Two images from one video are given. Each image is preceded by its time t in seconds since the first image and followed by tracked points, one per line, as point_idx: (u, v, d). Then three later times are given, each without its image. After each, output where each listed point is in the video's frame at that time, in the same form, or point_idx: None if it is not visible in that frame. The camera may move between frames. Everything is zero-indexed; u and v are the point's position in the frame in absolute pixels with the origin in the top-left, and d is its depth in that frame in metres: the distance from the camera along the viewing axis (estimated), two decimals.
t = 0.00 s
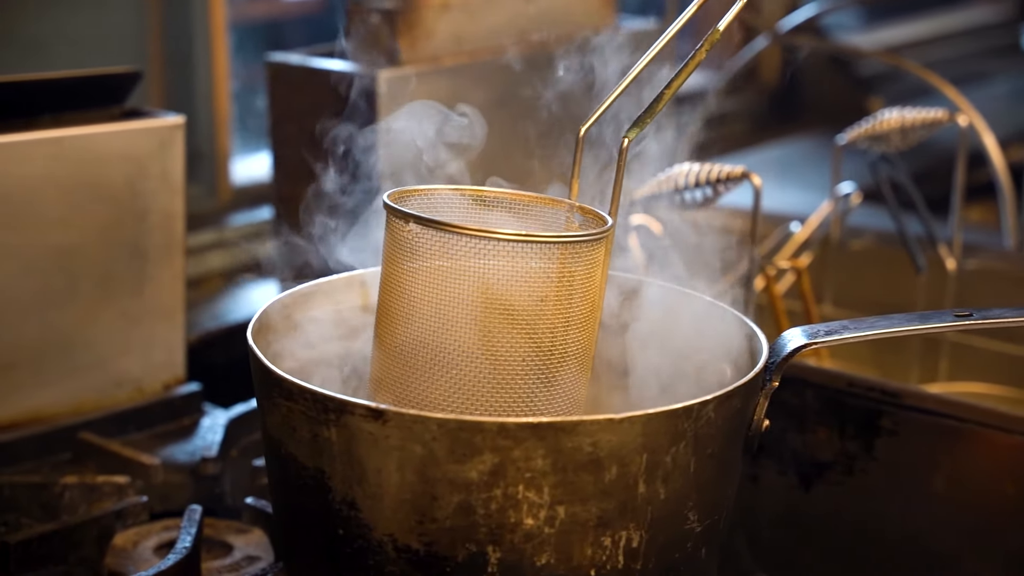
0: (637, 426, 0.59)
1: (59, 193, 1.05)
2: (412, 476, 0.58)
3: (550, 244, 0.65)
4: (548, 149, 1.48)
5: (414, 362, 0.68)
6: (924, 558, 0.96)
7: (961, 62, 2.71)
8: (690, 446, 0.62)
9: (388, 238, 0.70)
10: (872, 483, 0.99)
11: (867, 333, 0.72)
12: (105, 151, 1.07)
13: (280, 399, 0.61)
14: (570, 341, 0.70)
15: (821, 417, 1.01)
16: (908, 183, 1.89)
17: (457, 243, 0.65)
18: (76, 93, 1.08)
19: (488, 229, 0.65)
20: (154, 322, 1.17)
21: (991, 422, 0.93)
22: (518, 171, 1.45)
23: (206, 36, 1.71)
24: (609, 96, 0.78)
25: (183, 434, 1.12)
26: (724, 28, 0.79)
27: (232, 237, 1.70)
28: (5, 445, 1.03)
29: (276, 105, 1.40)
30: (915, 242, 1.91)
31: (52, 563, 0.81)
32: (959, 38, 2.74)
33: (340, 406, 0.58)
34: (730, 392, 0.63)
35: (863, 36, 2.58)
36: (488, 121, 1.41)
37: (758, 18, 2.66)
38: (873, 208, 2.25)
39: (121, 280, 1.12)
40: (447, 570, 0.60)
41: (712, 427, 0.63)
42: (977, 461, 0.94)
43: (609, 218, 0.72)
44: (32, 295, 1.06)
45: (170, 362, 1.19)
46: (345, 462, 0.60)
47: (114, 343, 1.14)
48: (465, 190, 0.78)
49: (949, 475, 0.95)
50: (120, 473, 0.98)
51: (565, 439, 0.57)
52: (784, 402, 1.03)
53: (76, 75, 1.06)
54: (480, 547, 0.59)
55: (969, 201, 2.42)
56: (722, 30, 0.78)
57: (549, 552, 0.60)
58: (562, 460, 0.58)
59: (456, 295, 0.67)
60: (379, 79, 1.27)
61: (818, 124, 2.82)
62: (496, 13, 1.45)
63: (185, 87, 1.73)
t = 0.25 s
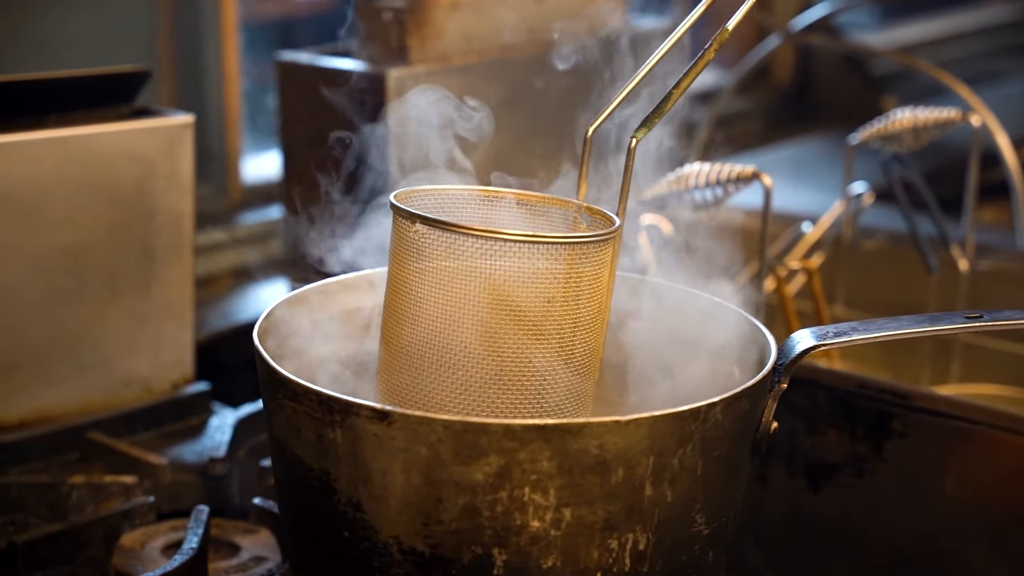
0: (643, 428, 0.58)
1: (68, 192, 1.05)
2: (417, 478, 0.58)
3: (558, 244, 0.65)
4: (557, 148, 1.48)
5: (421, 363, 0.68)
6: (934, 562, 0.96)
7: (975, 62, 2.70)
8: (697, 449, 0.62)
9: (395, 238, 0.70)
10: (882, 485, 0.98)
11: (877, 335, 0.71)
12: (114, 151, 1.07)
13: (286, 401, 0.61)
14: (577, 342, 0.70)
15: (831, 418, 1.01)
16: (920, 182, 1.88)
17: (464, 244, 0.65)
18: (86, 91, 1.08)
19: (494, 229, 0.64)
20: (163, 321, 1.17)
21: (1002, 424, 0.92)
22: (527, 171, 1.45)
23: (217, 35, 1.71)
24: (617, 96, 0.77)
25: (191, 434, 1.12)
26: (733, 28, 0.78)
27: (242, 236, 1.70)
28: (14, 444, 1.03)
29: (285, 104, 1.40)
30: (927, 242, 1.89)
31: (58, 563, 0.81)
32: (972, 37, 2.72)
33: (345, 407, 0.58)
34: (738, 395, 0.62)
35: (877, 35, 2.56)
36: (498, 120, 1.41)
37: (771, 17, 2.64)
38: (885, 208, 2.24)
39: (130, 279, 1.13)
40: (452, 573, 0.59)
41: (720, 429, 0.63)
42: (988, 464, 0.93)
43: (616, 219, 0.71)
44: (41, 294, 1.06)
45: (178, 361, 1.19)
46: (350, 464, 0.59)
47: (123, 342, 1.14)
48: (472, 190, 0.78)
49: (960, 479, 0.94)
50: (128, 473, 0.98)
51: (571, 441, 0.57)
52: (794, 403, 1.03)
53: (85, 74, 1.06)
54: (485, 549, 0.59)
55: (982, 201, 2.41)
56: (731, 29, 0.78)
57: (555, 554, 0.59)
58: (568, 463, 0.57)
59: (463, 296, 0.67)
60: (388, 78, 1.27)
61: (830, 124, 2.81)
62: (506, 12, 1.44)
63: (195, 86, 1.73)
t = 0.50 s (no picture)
0: (650, 430, 0.58)
1: (77, 192, 1.05)
2: (422, 480, 0.58)
3: (566, 245, 0.65)
4: (567, 147, 1.48)
5: (426, 365, 0.68)
6: (945, 565, 0.95)
7: (989, 62, 2.68)
8: (704, 451, 0.61)
9: (401, 238, 0.70)
10: (893, 488, 0.97)
11: (887, 337, 0.70)
12: (124, 150, 1.07)
13: (291, 402, 0.61)
14: (584, 344, 0.69)
15: (841, 420, 1.00)
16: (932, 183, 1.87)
17: (471, 245, 0.65)
18: (95, 90, 1.09)
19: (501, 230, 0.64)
20: (172, 321, 1.17)
21: (1014, 427, 0.92)
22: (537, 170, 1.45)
23: (227, 35, 1.71)
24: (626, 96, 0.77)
25: (200, 433, 1.13)
26: (743, 27, 0.78)
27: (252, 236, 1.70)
28: (23, 443, 1.03)
29: (295, 104, 1.40)
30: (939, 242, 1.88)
31: (65, 563, 0.81)
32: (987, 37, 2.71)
33: (351, 409, 0.58)
34: (746, 397, 0.62)
35: (890, 34, 2.55)
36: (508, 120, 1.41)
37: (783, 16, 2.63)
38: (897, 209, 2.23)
39: (139, 279, 1.13)
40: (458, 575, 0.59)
41: (727, 431, 0.62)
42: (1000, 467, 0.92)
43: (624, 220, 0.71)
44: (50, 293, 1.06)
45: (187, 361, 1.20)
46: (356, 465, 0.59)
47: (132, 341, 1.14)
48: (479, 190, 0.77)
49: (972, 481, 0.93)
50: (136, 473, 0.98)
51: (578, 443, 0.57)
52: (803, 405, 1.02)
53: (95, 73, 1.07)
54: (491, 552, 0.58)
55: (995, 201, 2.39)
56: (741, 29, 0.77)
57: (561, 557, 0.59)
58: (574, 465, 0.57)
59: (470, 297, 0.66)
60: (397, 77, 1.28)
61: (843, 124, 2.80)
62: (517, 12, 1.44)
63: (206, 86, 1.73)
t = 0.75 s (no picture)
0: (656, 432, 0.58)
1: (84, 191, 1.05)
2: (427, 481, 0.57)
3: (572, 246, 0.64)
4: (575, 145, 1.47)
5: (432, 366, 0.68)
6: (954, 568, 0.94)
7: (1003, 60, 2.66)
8: (711, 453, 0.61)
9: (407, 238, 0.69)
10: (901, 490, 0.97)
11: (895, 338, 0.70)
12: (131, 148, 1.08)
13: (296, 402, 0.61)
14: (591, 344, 0.69)
15: (850, 421, 1.00)
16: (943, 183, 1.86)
17: (476, 245, 0.65)
18: (103, 89, 1.09)
19: (507, 231, 0.64)
20: (180, 320, 1.17)
21: None
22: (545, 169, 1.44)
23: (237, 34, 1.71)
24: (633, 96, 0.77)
25: (208, 432, 1.13)
26: (752, 25, 0.77)
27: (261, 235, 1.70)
28: (30, 442, 1.04)
29: (304, 103, 1.40)
30: (951, 243, 1.87)
31: (72, 563, 0.81)
32: (1001, 36, 2.69)
33: (355, 409, 0.57)
34: (752, 398, 0.62)
35: (902, 33, 2.53)
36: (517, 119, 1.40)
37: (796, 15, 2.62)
38: (909, 208, 2.22)
39: (147, 278, 1.13)
40: None
41: (734, 433, 0.62)
42: (1011, 469, 0.91)
43: (631, 220, 0.70)
44: (58, 292, 1.07)
45: (195, 360, 1.20)
46: (360, 466, 0.59)
47: (140, 340, 1.15)
48: (485, 190, 0.77)
49: (981, 483, 0.92)
50: (143, 472, 0.98)
51: (583, 444, 0.56)
52: (811, 406, 1.02)
53: (103, 72, 1.07)
54: (496, 553, 0.58)
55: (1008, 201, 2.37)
56: (750, 27, 0.77)
57: (566, 559, 0.59)
58: (579, 466, 0.57)
59: (476, 297, 0.66)
60: (407, 75, 1.27)
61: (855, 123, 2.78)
62: (526, 10, 1.44)
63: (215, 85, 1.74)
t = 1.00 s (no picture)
0: (661, 434, 0.57)
1: (92, 191, 1.06)
2: (430, 484, 0.57)
3: (577, 246, 0.64)
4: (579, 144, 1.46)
5: (436, 366, 0.68)
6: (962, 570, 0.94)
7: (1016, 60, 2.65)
8: (716, 456, 0.60)
9: (411, 239, 0.69)
10: (910, 492, 0.96)
11: (903, 340, 0.69)
12: (139, 148, 1.08)
13: (300, 403, 0.61)
14: (596, 346, 0.69)
15: (859, 423, 0.99)
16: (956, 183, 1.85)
17: (481, 246, 0.64)
18: (112, 88, 1.09)
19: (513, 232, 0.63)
20: (188, 320, 1.17)
21: None
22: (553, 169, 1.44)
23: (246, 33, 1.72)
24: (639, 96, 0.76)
25: (215, 433, 1.13)
26: (759, 25, 0.77)
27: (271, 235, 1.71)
28: (38, 441, 1.04)
29: (313, 103, 1.40)
30: (962, 244, 1.86)
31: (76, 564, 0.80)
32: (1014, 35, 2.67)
33: (359, 411, 0.57)
34: (758, 400, 0.61)
35: (914, 32, 2.52)
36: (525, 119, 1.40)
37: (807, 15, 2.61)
38: (920, 208, 2.21)
39: (155, 277, 1.13)
40: None
41: (740, 436, 0.61)
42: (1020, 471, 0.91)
43: (637, 220, 0.70)
44: (65, 292, 1.07)
45: (203, 360, 1.20)
46: (364, 468, 0.59)
47: (147, 340, 1.15)
48: (490, 190, 0.77)
49: (990, 485, 0.92)
50: (150, 472, 0.98)
51: (587, 446, 0.56)
52: (821, 408, 1.01)
53: (111, 71, 1.07)
54: (499, 556, 0.58)
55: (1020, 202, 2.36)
56: (757, 27, 0.76)
57: (570, 562, 0.58)
58: (583, 469, 0.57)
59: (481, 298, 0.66)
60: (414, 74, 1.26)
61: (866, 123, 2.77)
62: (536, 10, 1.43)
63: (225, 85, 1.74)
